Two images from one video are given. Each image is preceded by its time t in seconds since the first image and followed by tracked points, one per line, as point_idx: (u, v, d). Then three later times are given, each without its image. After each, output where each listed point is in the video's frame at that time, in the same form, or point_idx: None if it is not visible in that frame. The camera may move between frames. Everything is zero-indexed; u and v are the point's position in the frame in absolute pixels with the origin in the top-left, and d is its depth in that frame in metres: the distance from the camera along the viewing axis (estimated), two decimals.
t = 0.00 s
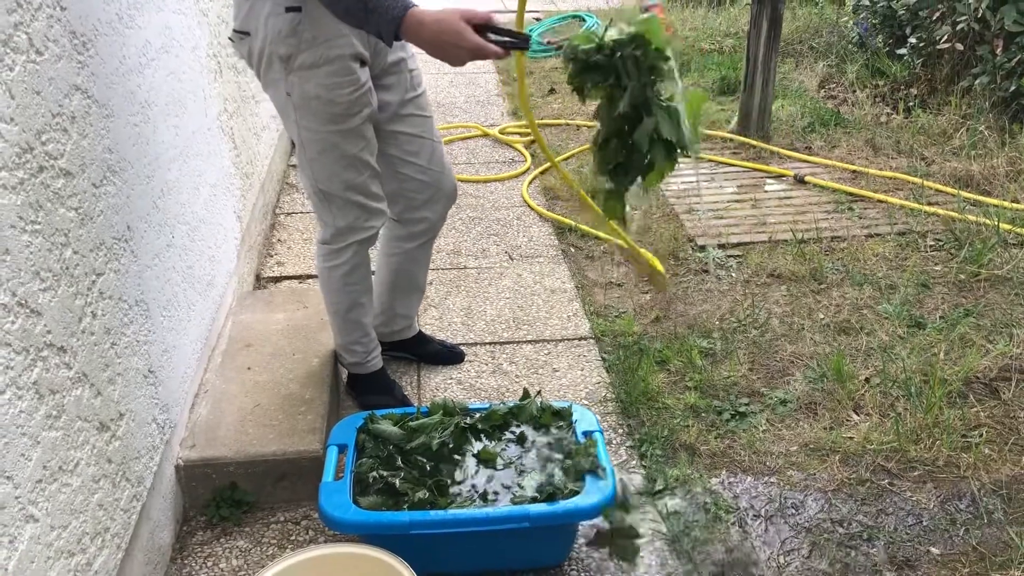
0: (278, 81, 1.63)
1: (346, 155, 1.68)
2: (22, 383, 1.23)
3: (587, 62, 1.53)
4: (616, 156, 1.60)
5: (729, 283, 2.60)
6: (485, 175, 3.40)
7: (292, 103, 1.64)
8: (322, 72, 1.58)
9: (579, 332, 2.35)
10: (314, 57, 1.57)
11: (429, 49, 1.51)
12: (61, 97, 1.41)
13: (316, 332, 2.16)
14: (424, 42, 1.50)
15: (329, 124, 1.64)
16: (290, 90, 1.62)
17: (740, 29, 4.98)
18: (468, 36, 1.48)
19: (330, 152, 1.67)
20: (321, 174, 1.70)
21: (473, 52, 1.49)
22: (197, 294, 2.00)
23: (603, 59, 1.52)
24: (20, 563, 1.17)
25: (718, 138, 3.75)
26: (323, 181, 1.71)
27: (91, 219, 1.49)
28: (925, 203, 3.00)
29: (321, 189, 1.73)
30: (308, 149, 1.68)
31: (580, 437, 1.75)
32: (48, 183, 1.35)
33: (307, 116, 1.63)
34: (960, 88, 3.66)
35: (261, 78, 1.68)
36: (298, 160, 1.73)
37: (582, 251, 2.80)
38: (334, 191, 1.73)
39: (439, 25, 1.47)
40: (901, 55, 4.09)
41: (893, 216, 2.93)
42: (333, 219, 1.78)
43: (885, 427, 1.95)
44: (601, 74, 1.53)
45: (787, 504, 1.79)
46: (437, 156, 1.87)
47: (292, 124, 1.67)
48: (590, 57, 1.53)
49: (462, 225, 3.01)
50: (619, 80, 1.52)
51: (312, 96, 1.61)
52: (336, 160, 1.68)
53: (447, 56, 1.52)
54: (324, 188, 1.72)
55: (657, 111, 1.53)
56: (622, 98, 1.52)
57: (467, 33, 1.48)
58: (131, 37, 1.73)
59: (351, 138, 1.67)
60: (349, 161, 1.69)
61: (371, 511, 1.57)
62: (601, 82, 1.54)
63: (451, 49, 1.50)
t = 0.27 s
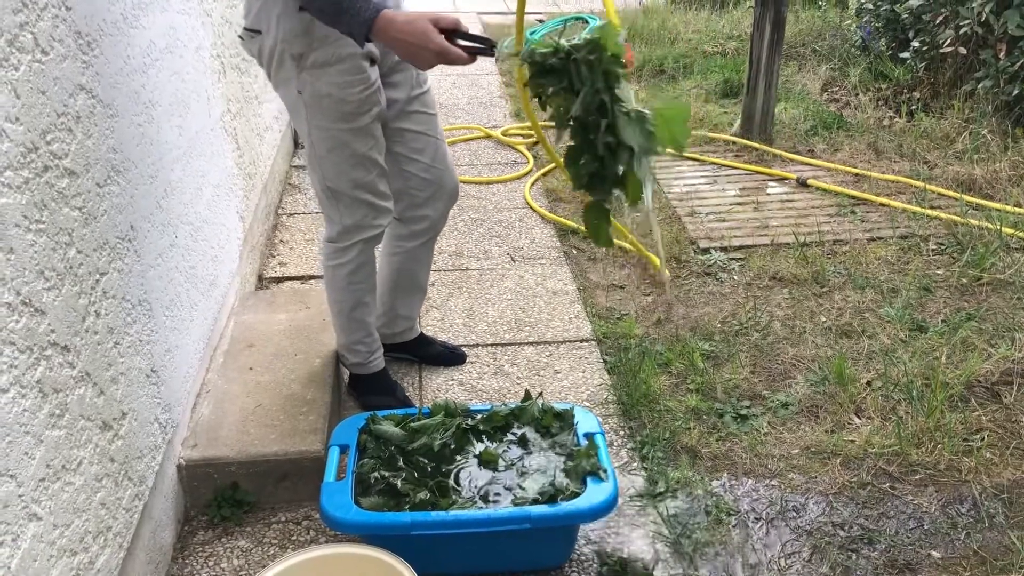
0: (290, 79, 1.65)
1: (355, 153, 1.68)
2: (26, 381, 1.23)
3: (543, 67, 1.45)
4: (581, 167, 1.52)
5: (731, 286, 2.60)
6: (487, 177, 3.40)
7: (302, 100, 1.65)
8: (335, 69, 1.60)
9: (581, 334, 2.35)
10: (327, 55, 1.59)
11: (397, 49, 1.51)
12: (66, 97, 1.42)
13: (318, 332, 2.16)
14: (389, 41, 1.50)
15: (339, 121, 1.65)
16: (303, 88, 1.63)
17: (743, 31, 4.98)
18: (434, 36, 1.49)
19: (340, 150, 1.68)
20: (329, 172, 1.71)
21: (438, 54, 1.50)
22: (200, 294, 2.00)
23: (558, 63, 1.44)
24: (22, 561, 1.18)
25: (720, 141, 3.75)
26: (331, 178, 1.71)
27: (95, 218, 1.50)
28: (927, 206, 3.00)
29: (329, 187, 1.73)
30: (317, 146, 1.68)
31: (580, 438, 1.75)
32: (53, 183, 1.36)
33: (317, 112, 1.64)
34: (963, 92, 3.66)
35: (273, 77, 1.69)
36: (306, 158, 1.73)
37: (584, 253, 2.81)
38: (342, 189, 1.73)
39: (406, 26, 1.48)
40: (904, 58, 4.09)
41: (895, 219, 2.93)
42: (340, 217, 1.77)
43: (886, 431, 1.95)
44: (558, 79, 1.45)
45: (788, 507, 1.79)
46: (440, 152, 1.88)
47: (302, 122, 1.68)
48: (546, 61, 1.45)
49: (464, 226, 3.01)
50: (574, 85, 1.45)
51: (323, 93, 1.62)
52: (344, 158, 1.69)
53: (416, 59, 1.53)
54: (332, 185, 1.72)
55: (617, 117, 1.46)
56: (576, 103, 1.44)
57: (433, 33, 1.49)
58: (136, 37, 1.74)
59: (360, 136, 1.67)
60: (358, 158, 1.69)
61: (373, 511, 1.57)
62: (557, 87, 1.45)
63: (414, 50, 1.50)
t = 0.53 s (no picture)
0: (294, 75, 1.66)
1: (356, 150, 1.69)
2: (31, 377, 1.24)
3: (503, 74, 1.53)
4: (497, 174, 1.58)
5: (735, 286, 2.59)
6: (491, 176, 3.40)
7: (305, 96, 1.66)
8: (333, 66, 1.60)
9: (585, 333, 2.35)
10: (328, 52, 1.60)
11: (365, 49, 1.47)
12: (73, 94, 1.42)
13: (322, 330, 2.17)
14: (360, 39, 1.47)
15: (342, 118, 1.65)
16: (305, 83, 1.64)
17: (748, 31, 4.98)
18: (404, 42, 1.45)
19: (341, 147, 1.68)
20: (331, 168, 1.71)
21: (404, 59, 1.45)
22: (204, 292, 2.01)
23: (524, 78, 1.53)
24: (28, 556, 1.18)
25: (724, 140, 3.74)
26: (334, 174, 1.72)
27: (100, 215, 1.50)
28: (932, 207, 3.00)
29: (332, 184, 1.74)
30: (319, 142, 1.69)
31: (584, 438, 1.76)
32: (59, 180, 1.36)
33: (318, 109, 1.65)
34: (968, 93, 3.66)
35: (278, 71, 1.70)
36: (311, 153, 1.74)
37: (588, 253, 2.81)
38: (344, 186, 1.73)
39: (379, 29, 1.45)
40: (909, 59, 4.08)
41: (900, 220, 2.93)
42: (343, 213, 1.78)
43: (890, 431, 1.95)
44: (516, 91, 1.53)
45: (792, 507, 1.79)
46: (447, 152, 1.87)
47: (306, 117, 1.69)
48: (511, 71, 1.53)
49: (468, 225, 3.01)
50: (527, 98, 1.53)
51: (324, 89, 1.62)
52: (347, 155, 1.69)
53: (380, 64, 1.48)
54: (334, 182, 1.73)
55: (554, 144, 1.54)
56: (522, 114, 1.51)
57: (406, 39, 1.45)
58: (142, 35, 1.74)
59: (363, 133, 1.68)
60: (359, 155, 1.69)
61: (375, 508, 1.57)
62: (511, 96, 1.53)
63: (381, 53, 1.46)
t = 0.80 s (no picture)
0: (299, 66, 1.67)
1: (359, 140, 1.69)
2: (41, 367, 1.24)
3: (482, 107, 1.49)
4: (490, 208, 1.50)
5: (742, 281, 2.59)
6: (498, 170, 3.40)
7: (309, 87, 1.67)
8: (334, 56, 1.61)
9: (591, 327, 2.36)
10: (330, 43, 1.60)
11: (355, 48, 1.43)
12: (81, 85, 1.42)
13: (329, 323, 2.17)
14: (355, 35, 1.43)
15: (344, 108, 1.65)
16: (308, 74, 1.65)
17: (756, 26, 4.96)
18: (400, 48, 1.43)
19: (343, 137, 1.68)
20: (335, 160, 1.72)
21: (395, 62, 1.42)
22: (211, 284, 2.01)
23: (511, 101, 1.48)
24: (37, 546, 1.19)
25: (731, 135, 3.73)
26: (338, 165, 1.72)
27: (109, 207, 1.51)
28: (940, 202, 2.99)
29: (336, 175, 1.75)
30: (324, 133, 1.70)
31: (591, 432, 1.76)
32: (68, 171, 1.36)
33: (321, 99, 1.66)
34: (977, 88, 3.64)
35: (286, 62, 1.72)
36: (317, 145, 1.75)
37: (594, 247, 2.81)
38: (348, 177, 1.74)
39: (379, 31, 1.43)
40: (918, 54, 4.07)
41: (907, 215, 2.92)
42: (348, 205, 1.79)
43: (897, 426, 1.94)
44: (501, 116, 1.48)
45: (798, 501, 1.79)
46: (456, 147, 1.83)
47: (311, 107, 1.70)
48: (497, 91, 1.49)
49: (475, 219, 3.01)
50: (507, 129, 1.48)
51: (326, 80, 1.63)
52: (350, 146, 1.69)
53: (364, 65, 1.43)
54: (339, 173, 1.74)
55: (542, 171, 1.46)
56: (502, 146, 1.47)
57: (402, 48, 1.44)
58: (150, 27, 1.74)
59: (366, 124, 1.68)
60: (362, 146, 1.70)
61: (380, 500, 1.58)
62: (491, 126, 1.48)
63: (373, 51, 1.42)
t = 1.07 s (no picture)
0: (307, 52, 1.67)
1: (367, 127, 1.69)
2: (53, 351, 1.25)
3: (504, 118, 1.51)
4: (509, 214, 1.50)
5: (751, 269, 2.59)
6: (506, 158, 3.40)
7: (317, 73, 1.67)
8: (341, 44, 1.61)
9: (599, 316, 2.36)
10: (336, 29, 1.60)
11: (366, 49, 1.45)
12: (93, 71, 1.43)
13: (338, 310, 2.18)
14: (366, 33, 1.45)
15: (352, 95, 1.66)
16: (315, 60, 1.65)
17: (767, 14, 4.94)
18: (408, 53, 1.48)
19: (350, 124, 1.69)
20: (343, 146, 1.73)
21: (404, 65, 1.46)
22: (221, 271, 2.02)
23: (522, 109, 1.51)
24: (50, 527, 1.20)
25: (741, 124, 3.71)
26: (346, 152, 1.73)
27: (120, 192, 1.52)
28: (950, 191, 2.98)
29: (345, 161, 1.76)
30: (331, 119, 1.70)
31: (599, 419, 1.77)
32: (79, 157, 1.37)
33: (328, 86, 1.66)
34: (989, 77, 3.62)
35: (293, 48, 1.72)
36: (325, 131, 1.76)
37: (603, 235, 2.81)
38: (356, 164, 1.74)
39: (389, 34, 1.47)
40: (930, 43, 4.04)
41: (918, 204, 2.91)
42: (356, 191, 1.80)
43: (906, 414, 1.94)
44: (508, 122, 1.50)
45: (806, 489, 1.79)
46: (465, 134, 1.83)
47: (319, 93, 1.70)
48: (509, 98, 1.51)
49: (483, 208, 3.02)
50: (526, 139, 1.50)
51: (334, 66, 1.63)
52: (356, 132, 1.70)
53: (374, 66, 1.45)
54: (347, 159, 1.74)
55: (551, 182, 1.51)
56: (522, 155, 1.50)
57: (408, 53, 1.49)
58: (161, 13, 1.75)
59: (374, 111, 1.68)
60: (369, 133, 1.70)
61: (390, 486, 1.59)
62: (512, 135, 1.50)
63: (384, 50, 1.45)
